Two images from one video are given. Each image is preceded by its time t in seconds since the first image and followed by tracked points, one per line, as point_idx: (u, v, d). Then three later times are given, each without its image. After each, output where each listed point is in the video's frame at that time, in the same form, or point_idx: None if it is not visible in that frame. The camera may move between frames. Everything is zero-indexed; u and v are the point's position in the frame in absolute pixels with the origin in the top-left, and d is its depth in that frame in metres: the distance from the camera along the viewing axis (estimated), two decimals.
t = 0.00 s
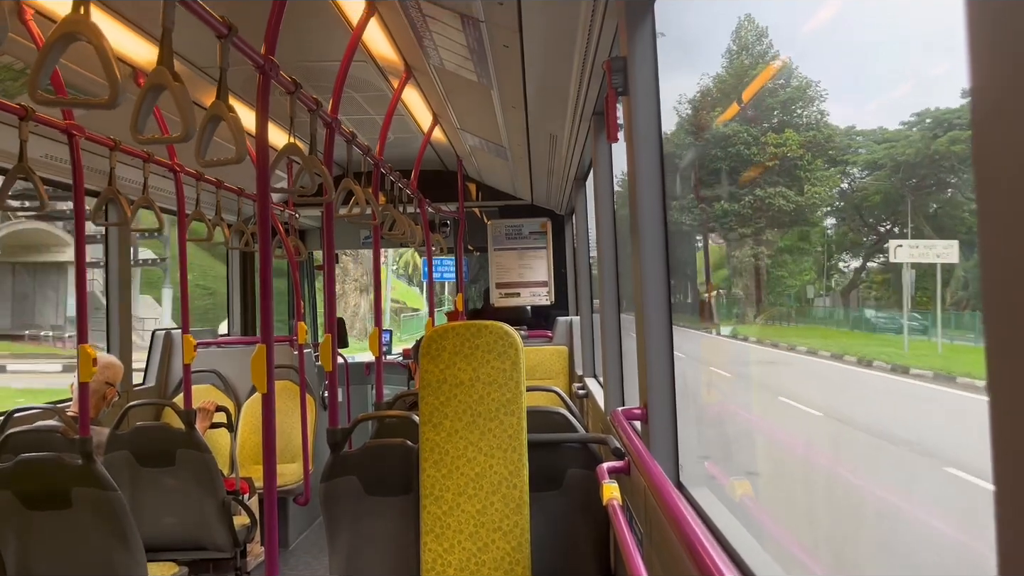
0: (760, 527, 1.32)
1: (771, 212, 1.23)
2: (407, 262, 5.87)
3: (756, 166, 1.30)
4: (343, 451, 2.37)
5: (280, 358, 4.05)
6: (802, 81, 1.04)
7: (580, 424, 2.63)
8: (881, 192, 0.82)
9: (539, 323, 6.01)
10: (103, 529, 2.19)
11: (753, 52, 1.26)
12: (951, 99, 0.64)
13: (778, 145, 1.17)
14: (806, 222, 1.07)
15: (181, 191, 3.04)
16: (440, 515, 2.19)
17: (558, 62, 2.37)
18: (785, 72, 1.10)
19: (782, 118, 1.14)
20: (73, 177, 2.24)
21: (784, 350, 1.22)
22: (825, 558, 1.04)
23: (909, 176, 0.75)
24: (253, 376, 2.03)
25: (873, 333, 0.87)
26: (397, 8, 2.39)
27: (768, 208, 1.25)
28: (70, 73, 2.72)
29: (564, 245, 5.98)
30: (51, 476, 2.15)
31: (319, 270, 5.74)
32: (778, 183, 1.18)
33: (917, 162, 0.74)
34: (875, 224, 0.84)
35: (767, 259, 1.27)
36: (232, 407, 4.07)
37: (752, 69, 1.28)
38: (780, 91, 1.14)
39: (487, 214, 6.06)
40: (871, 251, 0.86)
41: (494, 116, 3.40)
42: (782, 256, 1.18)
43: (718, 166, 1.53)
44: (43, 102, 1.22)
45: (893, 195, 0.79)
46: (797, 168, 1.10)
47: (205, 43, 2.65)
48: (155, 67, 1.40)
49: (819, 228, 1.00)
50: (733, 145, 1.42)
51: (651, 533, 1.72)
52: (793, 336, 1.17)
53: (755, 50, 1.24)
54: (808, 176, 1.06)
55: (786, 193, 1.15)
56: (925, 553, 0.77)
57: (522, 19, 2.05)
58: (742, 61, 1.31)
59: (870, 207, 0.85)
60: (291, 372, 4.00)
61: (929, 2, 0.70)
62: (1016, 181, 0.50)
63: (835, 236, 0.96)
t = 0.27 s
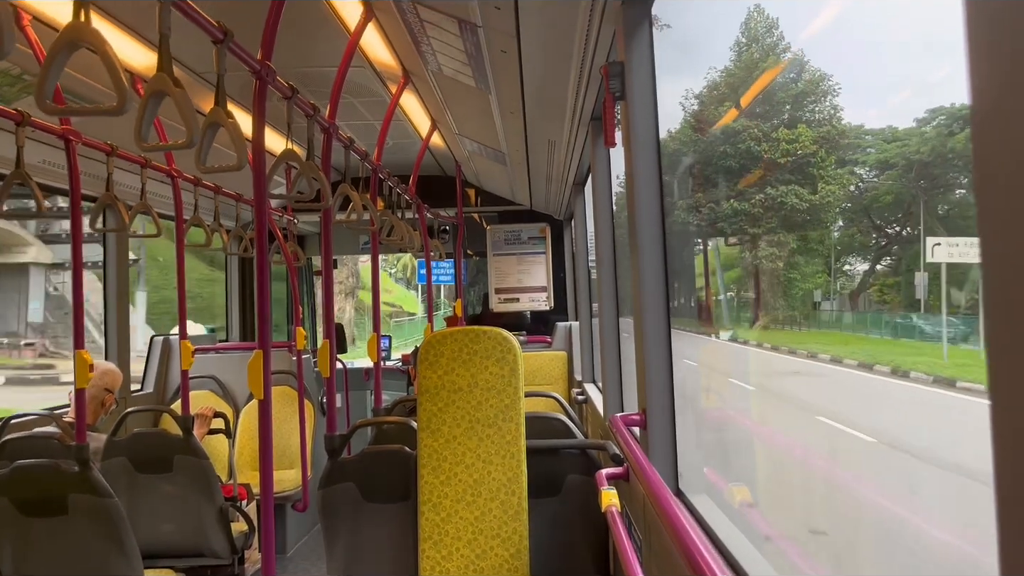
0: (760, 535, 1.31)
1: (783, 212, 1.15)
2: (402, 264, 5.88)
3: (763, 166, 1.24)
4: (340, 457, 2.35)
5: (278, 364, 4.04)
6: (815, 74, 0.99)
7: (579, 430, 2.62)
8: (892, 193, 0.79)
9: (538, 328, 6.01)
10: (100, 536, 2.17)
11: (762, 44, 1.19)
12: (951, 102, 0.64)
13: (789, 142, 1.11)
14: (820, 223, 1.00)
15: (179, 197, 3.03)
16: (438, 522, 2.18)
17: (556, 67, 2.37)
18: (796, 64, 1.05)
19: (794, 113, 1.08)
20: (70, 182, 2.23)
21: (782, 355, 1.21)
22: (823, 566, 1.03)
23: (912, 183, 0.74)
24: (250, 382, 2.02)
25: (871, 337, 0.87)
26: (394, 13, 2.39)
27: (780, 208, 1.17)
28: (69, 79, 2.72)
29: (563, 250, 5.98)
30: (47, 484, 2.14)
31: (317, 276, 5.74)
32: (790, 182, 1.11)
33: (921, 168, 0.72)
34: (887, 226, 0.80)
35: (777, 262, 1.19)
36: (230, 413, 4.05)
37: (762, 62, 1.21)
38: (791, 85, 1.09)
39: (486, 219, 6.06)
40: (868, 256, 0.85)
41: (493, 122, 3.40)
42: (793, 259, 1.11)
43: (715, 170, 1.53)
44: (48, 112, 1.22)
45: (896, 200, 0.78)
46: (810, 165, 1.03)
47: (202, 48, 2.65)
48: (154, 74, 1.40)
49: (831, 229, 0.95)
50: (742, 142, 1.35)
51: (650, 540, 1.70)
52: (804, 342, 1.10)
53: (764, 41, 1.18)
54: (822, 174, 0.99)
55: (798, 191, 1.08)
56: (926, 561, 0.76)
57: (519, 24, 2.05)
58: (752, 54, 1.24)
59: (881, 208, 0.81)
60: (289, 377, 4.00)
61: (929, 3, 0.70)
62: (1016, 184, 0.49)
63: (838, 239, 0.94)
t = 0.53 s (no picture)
0: (760, 534, 1.31)
1: (795, 210, 1.10)
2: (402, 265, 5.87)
3: (770, 163, 1.21)
4: (341, 456, 2.36)
5: (279, 363, 4.05)
6: (828, 66, 0.95)
7: (580, 430, 2.62)
8: (900, 193, 0.78)
9: (539, 328, 6.01)
10: (101, 534, 2.18)
11: (773, 34, 1.14)
12: (952, 104, 0.64)
13: (803, 138, 1.05)
14: (836, 222, 0.95)
15: (182, 196, 3.03)
16: (439, 521, 2.18)
17: (557, 67, 2.37)
18: (809, 56, 1.01)
19: (808, 106, 1.04)
20: (72, 181, 2.24)
21: (784, 356, 1.21)
22: (824, 566, 1.03)
23: (914, 185, 0.74)
24: (252, 380, 2.02)
25: (873, 339, 0.87)
26: (397, 13, 2.40)
27: (794, 206, 1.12)
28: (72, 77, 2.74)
29: (564, 251, 5.98)
30: (48, 482, 2.14)
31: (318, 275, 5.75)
32: (804, 179, 1.06)
33: (922, 170, 0.72)
34: (894, 228, 0.79)
35: (790, 263, 1.14)
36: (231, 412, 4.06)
37: (772, 54, 1.16)
38: (803, 78, 1.05)
39: (487, 219, 6.06)
40: (871, 258, 0.86)
41: (494, 122, 3.40)
42: (806, 260, 1.07)
43: (716, 172, 1.54)
44: (46, 108, 1.22)
45: (898, 202, 0.78)
46: (826, 162, 0.98)
47: (205, 47, 2.66)
48: (153, 72, 1.41)
49: (833, 231, 0.95)
50: (750, 137, 1.31)
51: (650, 540, 1.71)
52: (815, 345, 1.06)
53: (775, 32, 1.12)
54: (837, 171, 0.95)
55: (813, 188, 1.03)
56: (926, 561, 0.77)
57: (522, 25, 2.06)
58: (761, 44, 1.18)
59: (883, 210, 0.82)
60: (290, 376, 4.00)
61: (929, 3, 0.70)
62: (1016, 189, 0.50)
63: (841, 240, 0.94)
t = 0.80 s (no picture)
0: (760, 534, 1.31)
1: (811, 207, 1.04)
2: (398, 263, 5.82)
3: (778, 160, 1.17)
4: (342, 454, 2.36)
5: (280, 360, 4.05)
6: (844, 56, 0.89)
7: (580, 429, 2.62)
8: (900, 193, 0.78)
9: (540, 327, 6.01)
10: (102, 530, 2.18)
11: (788, 22, 1.08)
12: (953, 106, 0.64)
13: (820, 130, 0.99)
14: (855, 219, 0.90)
15: (183, 193, 3.03)
16: (439, 519, 2.18)
17: (560, 65, 2.36)
18: (824, 46, 0.96)
19: (823, 98, 0.98)
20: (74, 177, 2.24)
21: (784, 356, 1.21)
22: (823, 566, 1.03)
23: (915, 185, 0.74)
24: (253, 377, 2.02)
25: (874, 340, 0.87)
26: (399, 10, 2.39)
27: (809, 202, 1.05)
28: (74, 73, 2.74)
29: (565, 249, 5.98)
30: (48, 478, 2.14)
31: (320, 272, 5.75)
32: (819, 174, 1.00)
33: (923, 171, 0.72)
34: (895, 229, 0.79)
35: (806, 263, 1.07)
36: (232, 409, 4.06)
37: (787, 43, 1.10)
38: (817, 69, 0.99)
39: (489, 218, 6.06)
40: (872, 258, 0.85)
41: (496, 120, 3.40)
42: (807, 260, 1.06)
43: (717, 171, 1.54)
44: (47, 103, 1.22)
45: (898, 202, 0.78)
46: (843, 155, 0.92)
47: (207, 44, 2.65)
48: (159, 69, 1.40)
49: (835, 231, 0.95)
50: (759, 134, 1.25)
51: (650, 538, 1.71)
52: (815, 346, 1.06)
53: (791, 20, 1.06)
54: (855, 165, 0.89)
55: (830, 184, 0.97)
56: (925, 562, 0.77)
57: (524, 23, 2.05)
58: (774, 31, 1.12)
59: (884, 210, 0.82)
60: (291, 374, 4.01)
61: (929, 4, 0.70)
62: (1017, 191, 0.50)
63: (848, 239, 0.92)
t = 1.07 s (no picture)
0: (762, 536, 1.31)
1: (829, 202, 0.97)
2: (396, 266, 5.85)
3: (779, 163, 1.17)
4: (343, 457, 2.37)
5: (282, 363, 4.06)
6: (863, 43, 0.84)
7: (582, 431, 2.62)
8: (900, 196, 0.78)
9: (542, 329, 6.01)
10: (104, 534, 2.18)
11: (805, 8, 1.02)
12: (952, 110, 0.65)
13: (840, 121, 0.93)
14: (876, 215, 0.84)
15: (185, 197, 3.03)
16: (441, 522, 2.18)
17: (560, 68, 2.37)
18: (842, 32, 0.90)
19: (842, 87, 0.92)
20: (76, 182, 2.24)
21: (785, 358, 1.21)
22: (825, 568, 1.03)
23: (916, 188, 0.74)
24: (255, 381, 2.03)
25: (874, 343, 0.87)
26: (400, 13, 2.40)
27: (828, 197, 0.98)
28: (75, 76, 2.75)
29: (567, 251, 5.98)
30: (51, 482, 2.15)
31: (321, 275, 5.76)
32: (838, 167, 0.93)
33: (923, 175, 0.73)
34: (894, 232, 0.79)
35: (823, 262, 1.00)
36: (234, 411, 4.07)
37: (803, 29, 1.04)
38: (836, 57, 0.93)
39: (490, 220, 6.07)
40: (871, 261, 0.86)
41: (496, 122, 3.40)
42: (807, 263, 1.07)
43: (717, 174, 1.54)
44: (56, 109, 1.23)
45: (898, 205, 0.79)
46: (865, 147, 0.86)
47: (209, 48, 2.66)
48: (161, 73, 1.40)
49: (835, 235, 0.95)
50: (770, 129, 1.20)
51: (652, 540, 1.71)
52: (815, 349, 1.06)
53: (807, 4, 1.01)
54: (878, 158, 0.83)
55: (850, 177, 0.90)
56: (928, 564, 0.77)
57: (525, 26, 2.06)
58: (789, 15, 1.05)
59: (883, 214, 0.82)
60: (293, 376, 4.02)
61: (927, 7, 0.70)
62: (1016, 195, 0.50)
63: (852, 240, 0.90)
